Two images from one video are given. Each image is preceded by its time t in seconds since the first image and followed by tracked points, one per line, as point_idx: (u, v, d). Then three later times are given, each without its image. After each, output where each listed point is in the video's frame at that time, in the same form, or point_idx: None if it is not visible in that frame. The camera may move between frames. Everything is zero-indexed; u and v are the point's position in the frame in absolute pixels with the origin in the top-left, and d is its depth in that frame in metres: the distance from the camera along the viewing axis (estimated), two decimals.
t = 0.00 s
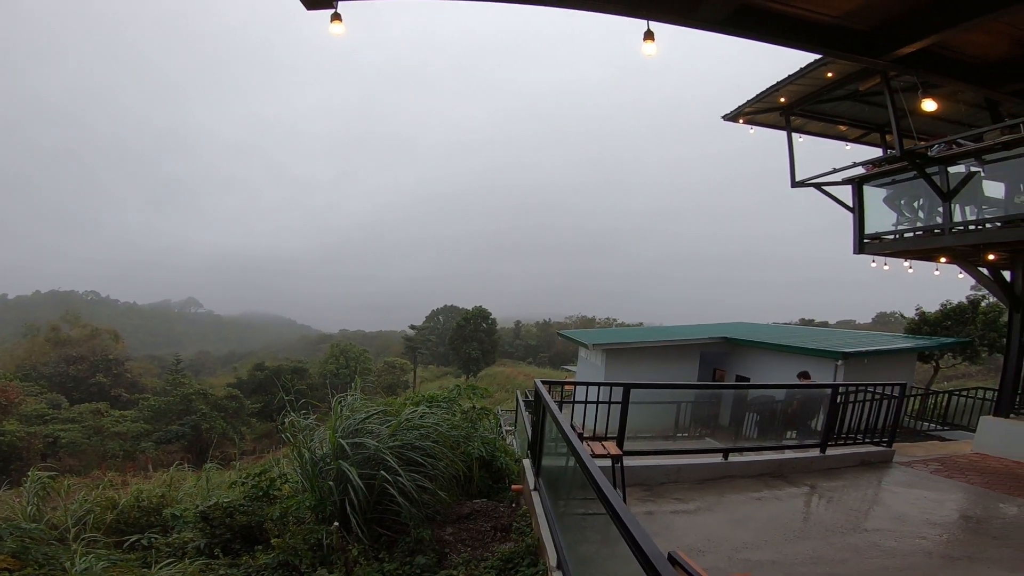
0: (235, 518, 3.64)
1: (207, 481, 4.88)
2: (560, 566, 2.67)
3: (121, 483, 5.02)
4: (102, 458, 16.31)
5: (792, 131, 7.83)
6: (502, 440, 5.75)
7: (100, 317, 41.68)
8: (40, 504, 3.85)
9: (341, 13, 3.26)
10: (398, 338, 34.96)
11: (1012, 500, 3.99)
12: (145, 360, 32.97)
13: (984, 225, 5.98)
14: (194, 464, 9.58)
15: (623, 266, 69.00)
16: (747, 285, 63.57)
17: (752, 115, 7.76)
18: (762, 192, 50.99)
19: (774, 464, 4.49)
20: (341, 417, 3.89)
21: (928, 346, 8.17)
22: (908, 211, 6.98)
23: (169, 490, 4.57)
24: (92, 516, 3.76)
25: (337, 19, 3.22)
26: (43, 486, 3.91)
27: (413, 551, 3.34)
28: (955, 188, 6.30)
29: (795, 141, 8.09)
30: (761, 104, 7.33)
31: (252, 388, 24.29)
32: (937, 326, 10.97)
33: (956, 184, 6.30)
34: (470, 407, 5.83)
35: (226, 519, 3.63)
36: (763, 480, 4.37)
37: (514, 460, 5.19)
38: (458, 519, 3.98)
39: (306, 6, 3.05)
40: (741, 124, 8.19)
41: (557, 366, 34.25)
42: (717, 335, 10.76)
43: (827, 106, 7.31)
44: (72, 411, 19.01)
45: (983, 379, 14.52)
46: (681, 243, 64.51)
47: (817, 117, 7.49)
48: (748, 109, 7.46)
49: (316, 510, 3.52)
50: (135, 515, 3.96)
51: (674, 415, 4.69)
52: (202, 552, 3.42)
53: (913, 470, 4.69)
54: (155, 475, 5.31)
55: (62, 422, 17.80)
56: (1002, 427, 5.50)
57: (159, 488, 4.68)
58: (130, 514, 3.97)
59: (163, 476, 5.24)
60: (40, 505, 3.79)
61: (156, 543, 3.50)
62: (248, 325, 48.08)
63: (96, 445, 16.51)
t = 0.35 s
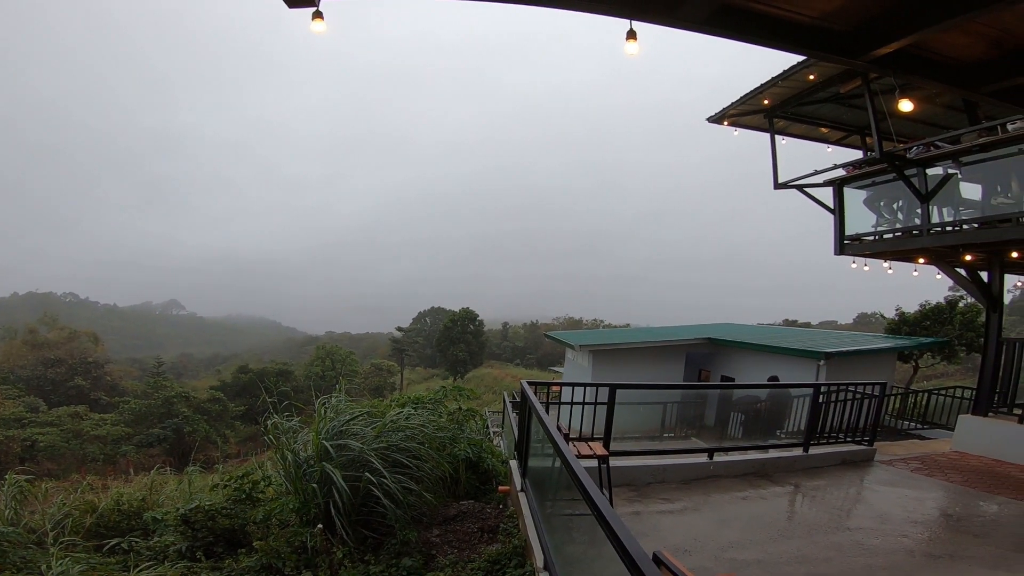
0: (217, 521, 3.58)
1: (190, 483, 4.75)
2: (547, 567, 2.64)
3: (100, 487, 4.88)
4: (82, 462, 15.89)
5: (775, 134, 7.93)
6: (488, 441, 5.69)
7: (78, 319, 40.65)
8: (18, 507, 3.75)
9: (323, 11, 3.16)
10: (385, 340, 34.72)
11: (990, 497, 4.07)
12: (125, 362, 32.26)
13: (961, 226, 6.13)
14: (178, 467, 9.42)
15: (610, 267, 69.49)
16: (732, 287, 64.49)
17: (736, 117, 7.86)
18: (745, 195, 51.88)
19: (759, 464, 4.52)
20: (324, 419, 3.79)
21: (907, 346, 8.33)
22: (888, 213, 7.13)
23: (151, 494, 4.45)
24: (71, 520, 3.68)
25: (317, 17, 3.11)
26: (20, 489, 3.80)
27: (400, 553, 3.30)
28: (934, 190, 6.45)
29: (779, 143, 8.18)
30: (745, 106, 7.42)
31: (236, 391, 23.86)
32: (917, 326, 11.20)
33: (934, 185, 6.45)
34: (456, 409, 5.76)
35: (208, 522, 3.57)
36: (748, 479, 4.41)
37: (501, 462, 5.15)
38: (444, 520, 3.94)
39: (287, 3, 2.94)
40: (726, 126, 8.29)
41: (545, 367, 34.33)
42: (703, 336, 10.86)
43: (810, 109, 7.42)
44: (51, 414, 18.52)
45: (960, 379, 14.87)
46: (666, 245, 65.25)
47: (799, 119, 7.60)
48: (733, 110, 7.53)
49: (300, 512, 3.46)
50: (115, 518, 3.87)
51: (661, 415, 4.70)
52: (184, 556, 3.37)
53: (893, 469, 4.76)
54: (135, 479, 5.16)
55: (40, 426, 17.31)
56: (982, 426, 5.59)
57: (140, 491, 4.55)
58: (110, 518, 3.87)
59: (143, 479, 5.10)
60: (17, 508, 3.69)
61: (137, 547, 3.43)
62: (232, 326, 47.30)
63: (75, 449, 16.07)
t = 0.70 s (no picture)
0: (201, 523, 3.49)
1: (173, 485, 4.64)
2: (535, 568, 2.62)
3: (80, 489, 4.74)
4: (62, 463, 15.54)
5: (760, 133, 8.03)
6: (475, 441, 5.66)
7: (55, 319, 39.58)
8: None
9: (307, 5, 3.06)
10: (371, 340, 34.47)
11: (971, 494, 4.14)
12: (106, 363, 31.51)
13: (941, 226, 6.26)
14: (161, 467, 9.21)
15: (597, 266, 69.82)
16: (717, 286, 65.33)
17: (722, 117, 7.95)
18: (729, 195, 52.56)
19: (743, 462, 4.56)
20: (309, 419, 3.74)
21: (888, 345, 8.49)
22: (869, 212, 7.27)
23: (133, 494, 4.32)
24: (50, 522, 3.59)
25: (302, 12, 3.03)
26: None
27: (387, 554, 3.26)
28: (913, 190, 6.59)
29: (764, 144, 8.27)
30: (731, 106, 7.50)
31: (220, 392, 23.45)
32: (898, 325, 11.44)
33: (915, 185, 6.58)
34: (442, 408, 5.70)
35: (191, 524, 3.47)
36: (734, 477, 4.44)
37: (488, 461, 5.13)
38: (432, 520, 3.90)
39: None
40: (711, 126, 8.37)
41: (533, 367, 34.38)
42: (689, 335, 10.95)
43: (794, 109, 7.52)
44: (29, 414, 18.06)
45: (938, 377, 15.22)
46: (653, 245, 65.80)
47: (783, 120, 7.70)
48: (719, 110, 7.61)
49: (286, 512, 3.40)
50: (97, 519, 3.77)
51: (648, 414, 4.71)
52: (167, 557, 3.26)
53: (876, 466, 4.84)
54: (117, 480, 5.04)
55: (18, 427, 16.82)
56: (962, 423, 5.72)
57: (122, 492, 4.44)
58: (92, 518, 3.77)
59: (126, 480, 4.97)
60: None
61: (119, 549, 3.34)
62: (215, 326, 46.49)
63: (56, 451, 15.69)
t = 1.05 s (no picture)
0: (181, 523, 3.38)
1: (153, 485, 4.51)
2: (520, 566, 2.59)
3: (57, 489, 4.58)
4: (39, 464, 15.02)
5: (745, 134, 8.11)
6: (461, 440, 5.61)
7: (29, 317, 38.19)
8: None
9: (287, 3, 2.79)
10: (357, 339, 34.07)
11: (948, 492, 4.21)
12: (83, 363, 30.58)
13: (919, 227, 6.39)
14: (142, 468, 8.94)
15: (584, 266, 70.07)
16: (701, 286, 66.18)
17: (707, 118, 8.02)
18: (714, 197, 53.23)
19: (726, 461, 4.60)
20: (291, 419, 3.68)
21: (868, 344, 8.66)
22: (849, 213, 7.40)
23: (111, 495, 4.18)
24: (26, 523, 3.47)
25: (281, 10, 2.76)
26: None
27: (371, 553, 3.20)
28: (892, 192, 6.73)
29: (748, 145, 8.34)
30: (717, 107, 7.57)
31: (202, 392, 22.86)
32: (878, 325, 11.69)
33: (893, 187, 6.73)
34: (427, 407, 5.64)
35: (171, 524, 3.36)
36: (717, 476, 4.48)
37: (473, 460, 5.09)
38: (417, 519, 3.85)
39: None
40: (697, 127, 8.44)
41: (520, 366, 34.41)
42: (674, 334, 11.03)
43: (777, 111, 7.61)
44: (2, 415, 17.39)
45: (916, 376, 15.59)
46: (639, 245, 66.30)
47: (767, 121, 7.79)
48: (704, 110, 7.68)
49: (267, 514, 3.33)
50: (75, 519, 3.65)
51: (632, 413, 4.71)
52: (146, 558, 3.13)
53: (856, 465, 4.91)
54: (95, 481, 4.88)
55: None
56: (939, 421, 5.85)
57: (100, 493, 4.30)
58: (69, 520, 3.65)
59: (104, 480, 4.81)
60: None
61: (98, 549, 3.22)
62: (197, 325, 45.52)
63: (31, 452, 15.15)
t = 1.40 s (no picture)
0: (152, 525, 3.22)
1: (125, 488, 4.32)
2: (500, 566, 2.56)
3: (22, 492, 4.36)
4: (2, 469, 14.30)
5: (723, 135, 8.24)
6: (441, 440, 5.53)
7: None
8: None
9: None
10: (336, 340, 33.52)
11: (918, 489, 4.32)
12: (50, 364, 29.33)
13: (889, 228, 6.61)
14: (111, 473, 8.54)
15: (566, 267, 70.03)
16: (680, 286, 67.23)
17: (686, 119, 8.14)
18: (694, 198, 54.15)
19: (704, 460, 4.66)
20: (266, 420, 3.59)
21: (840, 344, 8.90)
22: (822, 214, 7.59)
23: (82, 498, 4.00)
24: None
25: (255, 6, 2.69)
26: None
27: (350, 555, 3.13)
28: (863, 194, 6.93)
29: (726, 147, 8.48)
30: (696, 109, 7.68)
31: (175, 393, 22.10)
32: (849, 324, 12.05)
33: (864, 189, 6.93)
34: (407, 407, 5.55)
35: (142, 526, 3.21)
36: (695, 474, 4.53)
37: (454, 460, 5.02)
38: (396, 521, 3.76)
39: None
40: (676, 128, 8.56)
41: (501, 365, 34.33)
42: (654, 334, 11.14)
43: (753, 114, 7.77)
44: None
45: (886, 375, 16.11)
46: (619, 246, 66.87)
47: (744, 123, 7.95)
48: (683, 112, 7.78)
49: (242, 516, 3.25)
50: (43, 523, 3.50)
51: (612, 412, 4.74)
52: (117, 561, 2.97)
53: (829, 462, 5.03)
54: (63, 484, 4.65)
55: None
56: (907, 419, 6.03)
57: (69, 496, 4.11)
58: (37, 523, 3.49)
59: (73, 484, 4.60)
60: None
61: (66, 552, 3.07)
62: (171, 326, 43.96)
63: None
